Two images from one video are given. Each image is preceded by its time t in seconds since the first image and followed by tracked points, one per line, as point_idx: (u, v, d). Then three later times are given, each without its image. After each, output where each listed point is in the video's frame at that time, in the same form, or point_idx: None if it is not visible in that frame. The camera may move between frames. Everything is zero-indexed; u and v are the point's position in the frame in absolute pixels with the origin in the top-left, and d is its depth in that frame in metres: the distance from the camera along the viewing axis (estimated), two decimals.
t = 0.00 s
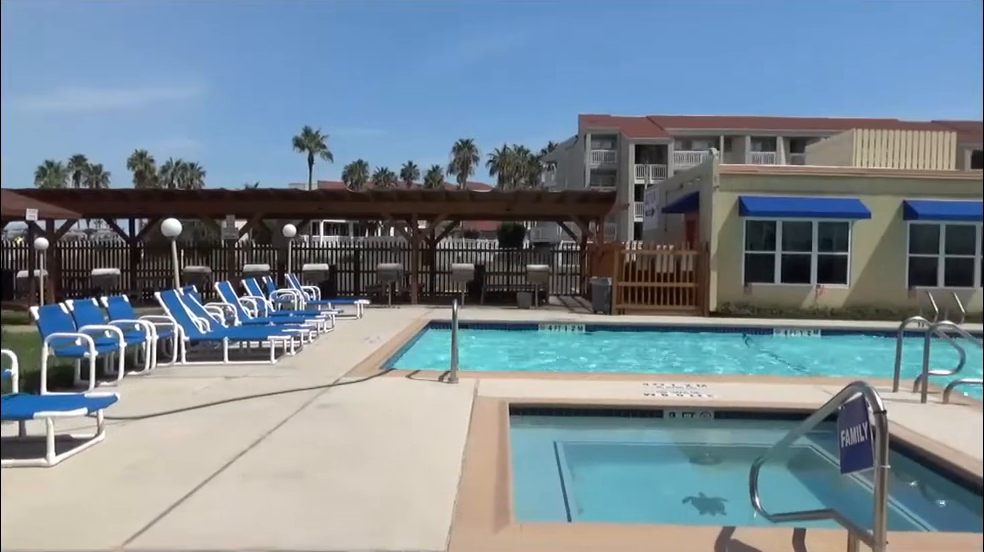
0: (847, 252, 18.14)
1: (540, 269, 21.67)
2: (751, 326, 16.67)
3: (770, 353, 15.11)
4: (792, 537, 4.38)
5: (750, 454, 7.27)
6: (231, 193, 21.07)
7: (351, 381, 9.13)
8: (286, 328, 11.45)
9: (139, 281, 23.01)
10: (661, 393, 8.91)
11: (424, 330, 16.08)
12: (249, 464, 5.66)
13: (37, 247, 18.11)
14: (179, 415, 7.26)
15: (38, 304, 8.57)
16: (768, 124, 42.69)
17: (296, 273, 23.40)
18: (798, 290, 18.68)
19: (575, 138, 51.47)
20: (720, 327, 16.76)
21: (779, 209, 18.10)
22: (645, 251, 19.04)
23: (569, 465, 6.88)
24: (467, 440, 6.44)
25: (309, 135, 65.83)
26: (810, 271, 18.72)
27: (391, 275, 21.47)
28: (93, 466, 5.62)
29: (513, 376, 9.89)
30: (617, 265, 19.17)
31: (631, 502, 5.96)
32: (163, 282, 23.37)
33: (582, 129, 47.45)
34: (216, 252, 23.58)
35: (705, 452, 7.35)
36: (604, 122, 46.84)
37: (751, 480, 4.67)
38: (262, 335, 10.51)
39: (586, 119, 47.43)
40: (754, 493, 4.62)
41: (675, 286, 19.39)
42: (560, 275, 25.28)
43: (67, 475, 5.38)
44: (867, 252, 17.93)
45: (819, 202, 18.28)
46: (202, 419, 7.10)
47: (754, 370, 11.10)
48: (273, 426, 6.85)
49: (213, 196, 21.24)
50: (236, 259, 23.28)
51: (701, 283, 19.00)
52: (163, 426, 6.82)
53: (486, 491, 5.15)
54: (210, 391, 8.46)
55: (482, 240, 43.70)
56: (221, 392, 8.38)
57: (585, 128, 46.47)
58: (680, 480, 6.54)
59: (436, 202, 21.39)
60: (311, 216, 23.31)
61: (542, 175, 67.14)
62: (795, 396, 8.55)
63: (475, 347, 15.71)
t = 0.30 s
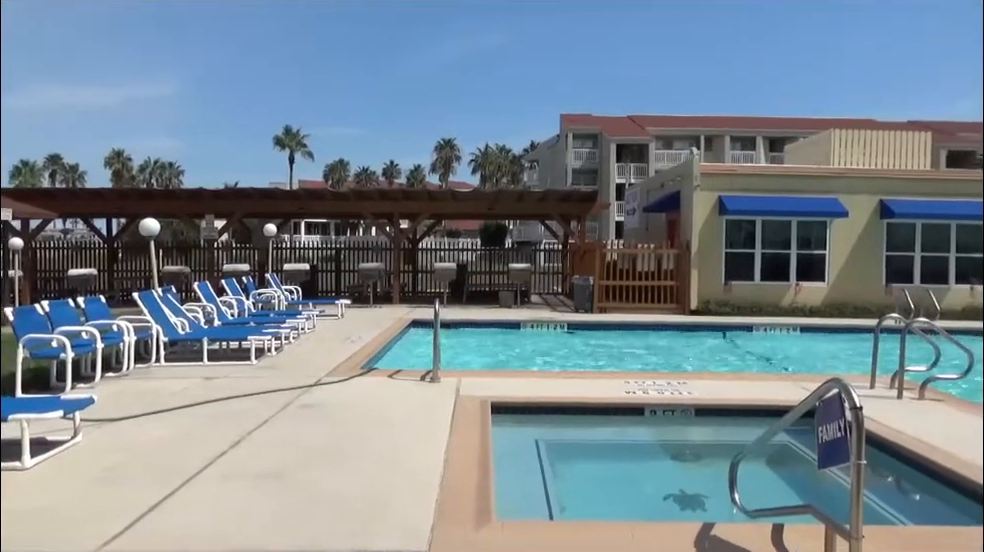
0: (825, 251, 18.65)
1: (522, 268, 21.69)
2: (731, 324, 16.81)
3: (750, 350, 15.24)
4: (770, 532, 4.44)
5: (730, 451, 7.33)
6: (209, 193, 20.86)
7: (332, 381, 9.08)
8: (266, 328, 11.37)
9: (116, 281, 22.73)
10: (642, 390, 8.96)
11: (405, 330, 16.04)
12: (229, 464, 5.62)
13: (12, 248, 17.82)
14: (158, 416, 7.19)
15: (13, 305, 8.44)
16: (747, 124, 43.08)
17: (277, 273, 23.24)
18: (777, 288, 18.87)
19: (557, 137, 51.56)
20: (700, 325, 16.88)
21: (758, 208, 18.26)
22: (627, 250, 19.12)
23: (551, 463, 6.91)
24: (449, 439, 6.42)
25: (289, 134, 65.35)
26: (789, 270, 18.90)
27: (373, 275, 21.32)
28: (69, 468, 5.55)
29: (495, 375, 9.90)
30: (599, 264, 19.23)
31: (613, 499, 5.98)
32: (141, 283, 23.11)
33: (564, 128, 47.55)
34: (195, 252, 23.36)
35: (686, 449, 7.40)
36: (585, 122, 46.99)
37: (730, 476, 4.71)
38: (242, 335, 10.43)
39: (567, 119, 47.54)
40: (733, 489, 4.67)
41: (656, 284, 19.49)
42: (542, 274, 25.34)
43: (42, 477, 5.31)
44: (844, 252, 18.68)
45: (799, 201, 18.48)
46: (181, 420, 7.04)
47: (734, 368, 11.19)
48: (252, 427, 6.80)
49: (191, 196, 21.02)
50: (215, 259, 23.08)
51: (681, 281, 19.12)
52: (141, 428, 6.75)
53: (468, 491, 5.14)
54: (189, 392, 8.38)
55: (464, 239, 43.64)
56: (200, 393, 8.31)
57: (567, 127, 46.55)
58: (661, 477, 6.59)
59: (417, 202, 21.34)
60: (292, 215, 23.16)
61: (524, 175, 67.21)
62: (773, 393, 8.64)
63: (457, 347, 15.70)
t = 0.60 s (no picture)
0: (805, 250, 18.85)
1: (505, 268, 21.69)
2: (713, 324, 16.92)
3: (731, 349, 15.36)
4: (750, 530, 4.47)
5: (712, 449, 7.39)
6: (189, 193, 20.64)
7: (314, 382, 9.04)
8: (247, 329, 11.29)
9: (94, 283, 22.45)
10: (625, 390, 8.99)
11: (388, 330, 15.99)
12: (210, 467, 5.58)
13: None
14: (137, 419, 7.11)
15: None
16: (728, 124, 43.43)
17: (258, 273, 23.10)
18: (758, 287, 19.03)
19: (539, 137, 51.64)
20: (682, 325, 16.98)
21: (739, 208, 18.39)
22: (609, 250, 19.18)
23: (534, 463, 6.91)
24: (432, 440, 6.42)
25: (271, 133, 64.82)
26: (769, 269, 19.09)
27: (355, 275, 21.20)
28: (46, 472, 5.48)
29: (477, 375, 9.90)
30: (581, 264, 19.27)
31: (596, 499, 6.00)
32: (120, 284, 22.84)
33: (546, 128, 47.60)
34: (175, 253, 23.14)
35: (667, 448, 7.44)
36: (568, 122, 47.08)
37: (711, 474, 4.74)
38: (223, 337, 10.34)
39: (550, 119, 47.61)
40: (714, 487, 4.70)
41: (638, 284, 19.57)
42: (525, 274, 25.38)
43: (19, 481, 5.24)
44: (823, 253, 18.89)
45: (779, 201, 18.67)
46: (161, 423, 6.97)
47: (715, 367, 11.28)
48: (233, 429, 6.75)
49: (171, 196, 20.79)
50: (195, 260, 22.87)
51: (663, 281, 19.21)
52: (120, 431, 6.67)
53: (451, 491, 5.15)
54: (169, 395, 8.30)
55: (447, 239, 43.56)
56: (181, 395, 8.24)
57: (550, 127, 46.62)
58: (643, 475, 6.63)
59: (400, 202, 21.27)
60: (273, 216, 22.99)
61: (507, 175, 67.24)
62: (754, 392, 8.71)
63: (439, 347, 15.68)
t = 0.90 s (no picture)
0: (787, 251, 19.06)
1: (490, 268, 21.70)
2: (697, 324, 17.04)
3: (714, 349, 15.45)
4: (732, 529, 4.51)
5: (695, 448, 7.44)
6: (171, 192, 20.46)
7: (298, 383, 9.00)
8: (230, 330, 11.21)
9: (75, 283, 22.20)
10: (609, 390, 9.02)
11: (372, 331, 15.94)
12: (192, 469, 5.54)
13: None
14: (118, 422, 7.04)
15: None
16: (711, 125, 43.78)
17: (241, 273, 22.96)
18: (741, 288, 19.18)
19: (524, 138, 51.73)
20: (666, 325, 17.07)
21: (723, 209, 18.50)
22: (593, 250, 19.24)
23: (518, 463, 6.92)
24: (417, 441, 6.39)
25: (254, 133, 64.39)
26: (752, 269, 19.24)
27: (339, 275, 21.11)
28: (25, 474, 5.41)
29: (462, 375, 9.90)
30: (566, 264, 19.31)
31: (580, 498, 6.02)
32: (101, 284, 22.61)
33: (531, 129, 47.69)
34: (157, 253, 22.93)
35: (652, 448, 7.47)
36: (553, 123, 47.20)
37: (694, 473, 4.77)
38: (206, 338, 10.26)
39: (535, 119, 47.66)
40: (697, 486, 4.73)
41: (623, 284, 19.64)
42: (510, 274, 25.41)
43: None
44: (805, 254, 19.09)
45: (762, 201, 18.81)
46: (142, 425, 6.89)
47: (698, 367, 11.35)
48: (216, 431, 6.70)
49: (153, 196, 20.59)
50: (178, 260, 22.69)
51: (648, 281, 19.30)
52: (101, 433, 6.60)
53: (435, 492, 5.14)
54: (151, 396, 8.23)
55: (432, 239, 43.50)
56: (163, 396, 8.17)
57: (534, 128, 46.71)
58: (627, 474, 6.65)
59: (385, 202, 21.22)
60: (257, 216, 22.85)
61: (492, 175, 67.31)
62: (738, 392, 8.77)
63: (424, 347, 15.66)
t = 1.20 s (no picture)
0: (768, 251, 19.24)
1: (473, 268, 21.69)
2: (679, 323, 17.16)
3: (696, 348, 15.56)
4: (712, 527, 4.55)
5: (677, 447, 7.49)
6: (151, 192, 20.24)
7: (280, 384, 8.95)
8: (211, 330, 11.12)
9: (53, 283, 21.91)
10: (592, 389, 9.06)
11: (355, 331, 15.88)
12: (173, 470, 5.50)
13: None
14: (97, 423, 6.96)
15: None
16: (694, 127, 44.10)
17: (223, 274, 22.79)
18: (723, 287, 19.32)
19: (508, 138, 51.75)
20: (649, 325, 17.16)
21: (705, 209, 18.63)
22: (577, 250, 19.29)
23: (500, 463, 6.92)
24: (399, 441, 6.38)
25: (236, 132, 63.86)
26: (734, 269, 19.39)
27: (322, 275, 21.01)
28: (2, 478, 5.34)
29: (446, 375, 9.90)
30: (550, 264, 19.35)
31: (562, 497, 6.04)
32: (79, 285, 22.33)
33: (515, 129, 47.72)
34: (138, 253, 22.69)
35: (634, 447, 7.51)
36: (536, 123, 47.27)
37: (675, 471, 4.80)
38: (186, 338, 10.18)
39: (519, 119, 47.68)
40: (679, 484, 4.76)
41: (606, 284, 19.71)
42: (494, 274, 25.42)
43: None
44: (785, 254, 19.28)
45: (744, 202, 18.96)
46: (122, 427, 6.82)
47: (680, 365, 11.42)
48: (196, 432, 6.66)
49: (132, 196, 20.36)
50: (158, 260, 22.47)
51: (631, 281, 19.38)
52: (80, 435, 6.53)
53: (417, 492, 5.14)
54: (131, 397, 8.16)
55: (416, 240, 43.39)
56: (144, 397, 8.09)
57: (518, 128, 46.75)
58: (609, 473, 6.68)
59: (368, 202, 21.15)
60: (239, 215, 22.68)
61: (476, 175, 67.29)
62: (719, 391, 8.85)
63: (407, 348, 15.62)
